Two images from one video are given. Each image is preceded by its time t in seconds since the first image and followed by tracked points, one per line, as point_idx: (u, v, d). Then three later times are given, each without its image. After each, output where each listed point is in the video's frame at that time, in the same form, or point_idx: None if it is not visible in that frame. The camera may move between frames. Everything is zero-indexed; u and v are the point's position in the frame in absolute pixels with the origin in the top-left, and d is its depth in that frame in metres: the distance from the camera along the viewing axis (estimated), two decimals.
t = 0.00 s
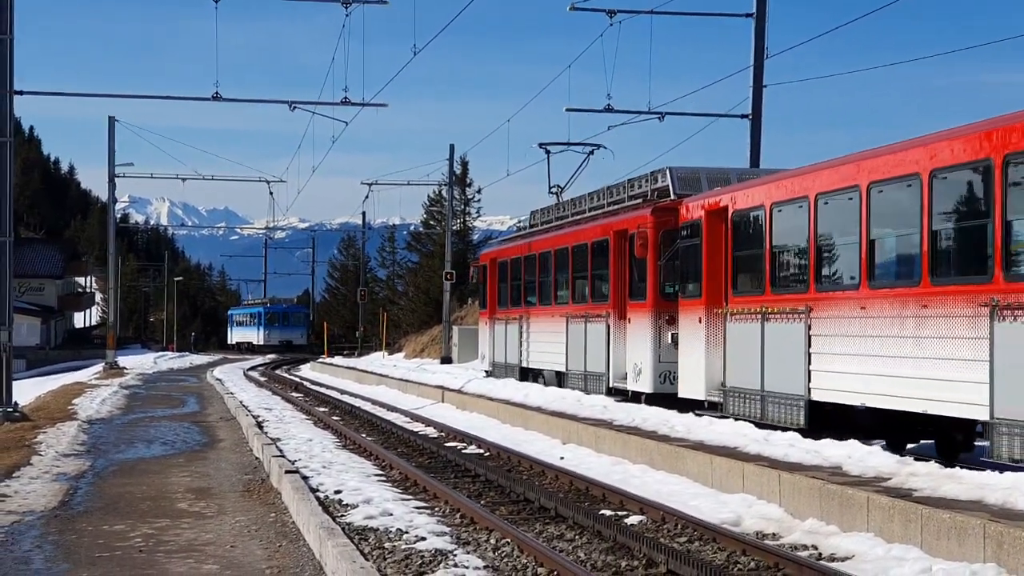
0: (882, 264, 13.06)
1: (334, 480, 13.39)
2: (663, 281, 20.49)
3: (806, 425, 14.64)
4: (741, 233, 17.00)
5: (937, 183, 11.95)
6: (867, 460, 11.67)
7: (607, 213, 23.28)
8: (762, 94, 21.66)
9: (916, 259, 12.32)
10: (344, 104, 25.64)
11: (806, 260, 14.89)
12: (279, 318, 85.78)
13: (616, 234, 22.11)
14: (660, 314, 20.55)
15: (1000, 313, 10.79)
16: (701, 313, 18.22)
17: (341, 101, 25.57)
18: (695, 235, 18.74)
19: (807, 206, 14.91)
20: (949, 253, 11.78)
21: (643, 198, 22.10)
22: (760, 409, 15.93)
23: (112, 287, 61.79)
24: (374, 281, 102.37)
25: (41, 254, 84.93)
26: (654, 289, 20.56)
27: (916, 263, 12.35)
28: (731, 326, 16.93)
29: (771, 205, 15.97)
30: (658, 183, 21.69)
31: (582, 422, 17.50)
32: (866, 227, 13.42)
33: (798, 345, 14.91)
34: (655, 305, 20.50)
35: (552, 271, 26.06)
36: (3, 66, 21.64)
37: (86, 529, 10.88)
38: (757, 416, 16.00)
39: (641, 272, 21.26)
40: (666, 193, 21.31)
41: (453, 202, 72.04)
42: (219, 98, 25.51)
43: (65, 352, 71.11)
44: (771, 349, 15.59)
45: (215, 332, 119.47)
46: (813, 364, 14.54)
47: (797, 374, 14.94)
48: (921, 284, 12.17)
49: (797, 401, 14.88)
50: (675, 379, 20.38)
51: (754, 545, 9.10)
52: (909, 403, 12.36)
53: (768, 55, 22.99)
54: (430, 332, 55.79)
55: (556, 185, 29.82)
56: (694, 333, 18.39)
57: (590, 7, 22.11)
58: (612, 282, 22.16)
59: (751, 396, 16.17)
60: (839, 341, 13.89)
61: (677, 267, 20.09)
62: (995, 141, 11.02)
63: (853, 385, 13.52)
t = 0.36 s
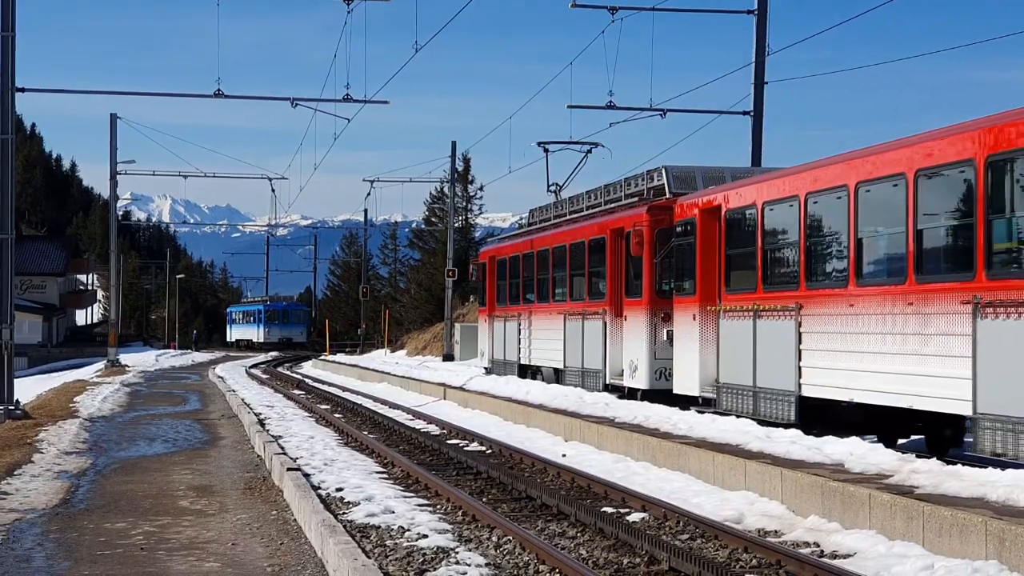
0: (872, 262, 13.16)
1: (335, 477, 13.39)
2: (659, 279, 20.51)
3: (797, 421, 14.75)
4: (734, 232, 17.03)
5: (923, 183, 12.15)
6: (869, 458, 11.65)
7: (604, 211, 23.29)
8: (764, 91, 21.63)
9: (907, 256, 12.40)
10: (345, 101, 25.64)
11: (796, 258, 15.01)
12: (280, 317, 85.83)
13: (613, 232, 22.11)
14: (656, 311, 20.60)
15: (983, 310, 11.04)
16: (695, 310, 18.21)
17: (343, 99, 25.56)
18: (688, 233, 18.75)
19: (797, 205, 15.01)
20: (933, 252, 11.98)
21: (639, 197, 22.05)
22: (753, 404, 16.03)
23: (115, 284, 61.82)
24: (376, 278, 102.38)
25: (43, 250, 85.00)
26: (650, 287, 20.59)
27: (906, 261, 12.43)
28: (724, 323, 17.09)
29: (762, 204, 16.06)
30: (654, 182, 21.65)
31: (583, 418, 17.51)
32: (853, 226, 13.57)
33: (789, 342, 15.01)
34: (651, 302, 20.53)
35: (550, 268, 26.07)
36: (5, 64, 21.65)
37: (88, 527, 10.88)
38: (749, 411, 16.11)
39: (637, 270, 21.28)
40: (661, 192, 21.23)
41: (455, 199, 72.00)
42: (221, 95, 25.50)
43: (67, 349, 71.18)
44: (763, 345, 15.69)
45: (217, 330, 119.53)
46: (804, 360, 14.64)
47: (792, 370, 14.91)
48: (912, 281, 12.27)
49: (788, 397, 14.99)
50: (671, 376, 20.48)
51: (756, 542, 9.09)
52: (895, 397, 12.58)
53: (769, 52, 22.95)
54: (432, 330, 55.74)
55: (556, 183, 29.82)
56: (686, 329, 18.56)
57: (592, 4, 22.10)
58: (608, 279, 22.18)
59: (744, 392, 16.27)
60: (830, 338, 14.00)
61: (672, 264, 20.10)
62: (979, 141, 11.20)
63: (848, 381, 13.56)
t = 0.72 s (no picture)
0: (862, 263, 13.30)
1: (336, 478, 13.38)
2: (653, 279, 20.54)
3: (787, 419, 14.88)
4: (726, 234, 17.09)
5: (908, 186, 12.36)
6: (870, 458, 11.64)
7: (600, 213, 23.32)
8: (764, 91, 21.61)
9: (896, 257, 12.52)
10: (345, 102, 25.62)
11: (786, 259, 15.17)
12: (278, 316, 85.84)
13: (608, 234, 22.12)
14: (650, 311, 20.63)
15: (973, 311, 11.12)
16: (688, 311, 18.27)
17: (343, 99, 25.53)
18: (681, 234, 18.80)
19: (787, 207, 15.16)
20: (917, 254, 12.18)
21: (634, 198, 22.04)
22: (744, 403, 16.14)
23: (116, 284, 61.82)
24: (377, 278, 102.33)
25: (44, 251, 85.04)
26: (644, 287, 20.62)
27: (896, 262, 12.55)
28: (715, 322, 17.15)
29: (752, 206, 16.19)
30: (648, 184, 21.64)
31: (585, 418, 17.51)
32: (842, 227, 13.75)
33: (779, 342, 15.11)
34: (645, 303, 20.55)
35: (548, 269, 26.07)
36: (6, 64, 21.63)
37: (88, 528, 10.87)
38: (741, 410, 16.22)
39: (631, 270, 21.30)
40: (655, 194, 21.21)
41: (456, 199, 71.99)
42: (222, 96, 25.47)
43: (68, 349, 71.19)
44: (754, 345, 15.79)
45: (218, 330, 119.55)
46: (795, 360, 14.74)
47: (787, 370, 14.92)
48: (902, 281, 12.38)
49: (779, 396, 15.11)
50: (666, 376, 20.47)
51: (757, 543, 9.08)
52: (883, 396, 12.73)
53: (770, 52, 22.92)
54: (433, 330, 55.70)
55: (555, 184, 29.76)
56: (678, 328, 18.66)
57: (593, 5, 22.08)
58: (603, 280, 22.20)
59: (736, 391, 16.37)
60: (821, 337, 14.12)
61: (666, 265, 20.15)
62: (961, 145, 11.40)
63: (842, 380, 13.62)
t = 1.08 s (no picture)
0: (844, 267, 13.54)
1: (334, 479, 13.37)
2: (643, 282, 20.52)
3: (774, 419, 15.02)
4: (716, 236, 17.19)
5: (891, 191, 12.56)
6: (867, 459, 11.64)
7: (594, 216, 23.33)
8: (763, 93, 21.62)
9: (876, 261, 12.80)
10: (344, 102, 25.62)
11: (772, 262, 15.33)
12: (274, 317, 85.82)
13: (601, 237, 22.10)
14: (642, 313, 20.63)
15: (953, 314, 11.30)
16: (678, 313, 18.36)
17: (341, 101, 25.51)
18: (673, 237, 18.92)
19: (773, 213, 15.38)
20: (899, 256, 12.38)
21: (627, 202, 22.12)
22: (732, 404, 16.28)
23: (113, 285, 61.76)
24: (375, 279, 102.34)
25: (41, 251, 84.89)
26: (636, 290, 20.61)
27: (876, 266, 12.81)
28: (705, 324, 17.26)
29: (739, 211, 16.37)
30: (641, 187, 21.74)
31: (583, 420, 17.50)
32: (827, 230, 13.93)
33: (767, 343, 15.26)
34: (637, 305, 20.56)
35: (542, 271, 26.09)
36: (5, 65, 21.62)
37: (85, 529, 10.86)
38: (729, 411, 16.35)
39: (624, 272, 21.32)
40: (649, 197, 21.38)
41: (454, 201, 71.98)
42: (220, 97, 25.46)
43: (66, 351, 71.11)
44: (742, 347, 15.94)
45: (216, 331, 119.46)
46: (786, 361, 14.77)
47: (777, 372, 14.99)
48: (881, 286, 12.65)
49: (766, 396, 15.26)
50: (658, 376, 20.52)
51: (754, 544, 9.08)
52: (867, 396, 12.90)
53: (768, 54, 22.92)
54: (431, 331, 55.63)
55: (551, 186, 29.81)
56: (668, 329, 18.77)
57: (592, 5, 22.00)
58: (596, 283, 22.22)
59: (724, 392, 16.51)
60: (808, 338, 14.26)
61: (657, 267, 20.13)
62: (941, 152, 11.60)
63: (832, 381, 13.65)
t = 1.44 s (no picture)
0: (828, 277, 13.84)
1: (331, 491, 13.35)
2: (634, 292, 20.63)
3: (761, 428, 15.28)
4: (705, 246, 17.40)
5: (873, 204, 12.86)
6: (865, 471, 11.64)
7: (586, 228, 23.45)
8: (759, 104, 21.67)
9: (859, 272, 13.11)
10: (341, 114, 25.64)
11: (759, 273, 15.60)
12: (269, 329, 85.77)
13: (594, 248, 22.12)
14: (633, 324, 20.71)
15: (935, 324, 11.56)
16: (669, 323, 18.55)
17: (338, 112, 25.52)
18: (663, 248, 19.14)
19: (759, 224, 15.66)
20: (881, 266, 12.69)
21: (619, 214, 22.14)
22: (721, 413, 16.52)
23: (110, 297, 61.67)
24: (372, 291, 102.32)
25: (38, 263, 84.79)
26: (628, 300, 20.70)
27: (859, 276, 13.13)
28: (695, 335, 17.50)
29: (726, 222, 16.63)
30: (633, 200, 21.75)
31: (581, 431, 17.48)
32: (812, 242, 14.22)
33: (753, 353, 15.52)
34: (628, 315, 20.66)
35: (535, 282, 26.13)
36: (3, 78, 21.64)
37: (83, 542, 10.85)
38: (718, 420, 16.60)
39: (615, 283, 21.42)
40: (639, 209, 21.38)
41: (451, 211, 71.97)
42: (218, 109, 25.47)
43: (63, 363, 70.97)
44: (730, 357, 16.18)
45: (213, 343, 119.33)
46: (779, 371, 14.83)
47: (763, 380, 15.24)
48: (865, 296, 12.95)
49: (753, 405, 15.51)
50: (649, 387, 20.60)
51: (753, 556, 9.07)
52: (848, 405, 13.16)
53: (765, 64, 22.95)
54: (428, 342, 55.60)
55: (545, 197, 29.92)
56: (658, 339, 19.00)
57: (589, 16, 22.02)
58: (589, 293, 22.27)
59: (713, 401, 16.75)
60: (794, 348, 14.53)
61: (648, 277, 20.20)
62: (921, 166, 11.92)
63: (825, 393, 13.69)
